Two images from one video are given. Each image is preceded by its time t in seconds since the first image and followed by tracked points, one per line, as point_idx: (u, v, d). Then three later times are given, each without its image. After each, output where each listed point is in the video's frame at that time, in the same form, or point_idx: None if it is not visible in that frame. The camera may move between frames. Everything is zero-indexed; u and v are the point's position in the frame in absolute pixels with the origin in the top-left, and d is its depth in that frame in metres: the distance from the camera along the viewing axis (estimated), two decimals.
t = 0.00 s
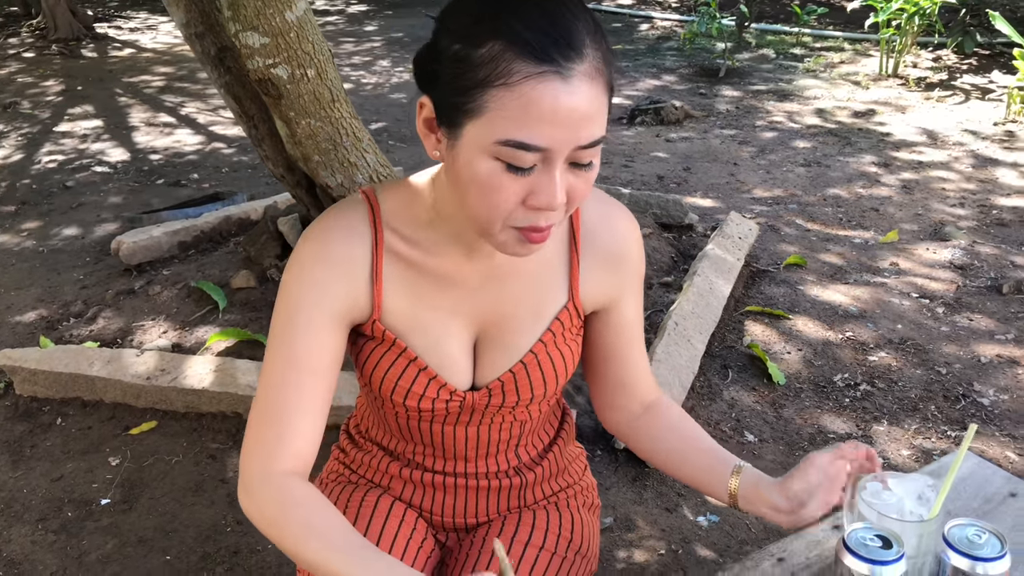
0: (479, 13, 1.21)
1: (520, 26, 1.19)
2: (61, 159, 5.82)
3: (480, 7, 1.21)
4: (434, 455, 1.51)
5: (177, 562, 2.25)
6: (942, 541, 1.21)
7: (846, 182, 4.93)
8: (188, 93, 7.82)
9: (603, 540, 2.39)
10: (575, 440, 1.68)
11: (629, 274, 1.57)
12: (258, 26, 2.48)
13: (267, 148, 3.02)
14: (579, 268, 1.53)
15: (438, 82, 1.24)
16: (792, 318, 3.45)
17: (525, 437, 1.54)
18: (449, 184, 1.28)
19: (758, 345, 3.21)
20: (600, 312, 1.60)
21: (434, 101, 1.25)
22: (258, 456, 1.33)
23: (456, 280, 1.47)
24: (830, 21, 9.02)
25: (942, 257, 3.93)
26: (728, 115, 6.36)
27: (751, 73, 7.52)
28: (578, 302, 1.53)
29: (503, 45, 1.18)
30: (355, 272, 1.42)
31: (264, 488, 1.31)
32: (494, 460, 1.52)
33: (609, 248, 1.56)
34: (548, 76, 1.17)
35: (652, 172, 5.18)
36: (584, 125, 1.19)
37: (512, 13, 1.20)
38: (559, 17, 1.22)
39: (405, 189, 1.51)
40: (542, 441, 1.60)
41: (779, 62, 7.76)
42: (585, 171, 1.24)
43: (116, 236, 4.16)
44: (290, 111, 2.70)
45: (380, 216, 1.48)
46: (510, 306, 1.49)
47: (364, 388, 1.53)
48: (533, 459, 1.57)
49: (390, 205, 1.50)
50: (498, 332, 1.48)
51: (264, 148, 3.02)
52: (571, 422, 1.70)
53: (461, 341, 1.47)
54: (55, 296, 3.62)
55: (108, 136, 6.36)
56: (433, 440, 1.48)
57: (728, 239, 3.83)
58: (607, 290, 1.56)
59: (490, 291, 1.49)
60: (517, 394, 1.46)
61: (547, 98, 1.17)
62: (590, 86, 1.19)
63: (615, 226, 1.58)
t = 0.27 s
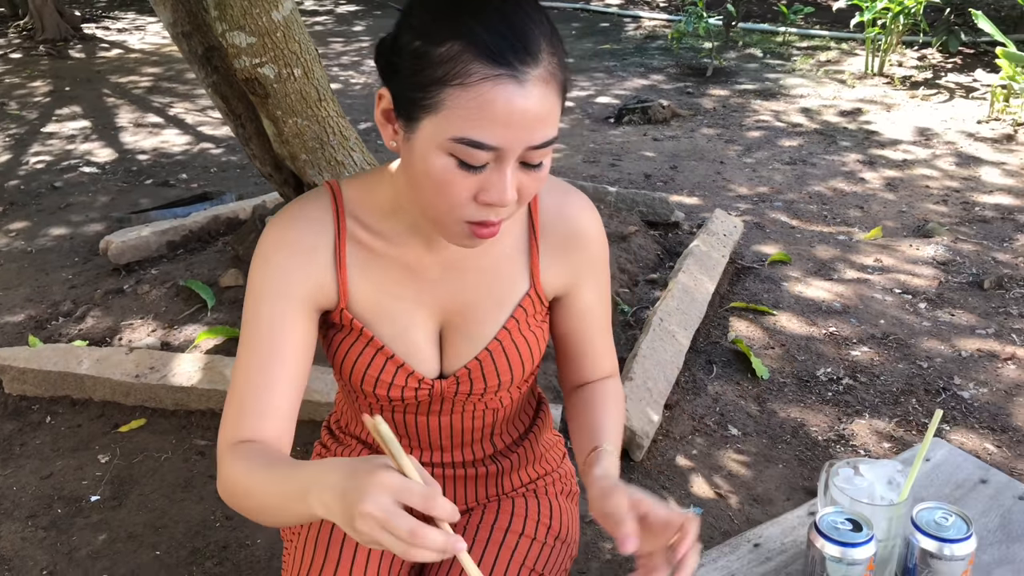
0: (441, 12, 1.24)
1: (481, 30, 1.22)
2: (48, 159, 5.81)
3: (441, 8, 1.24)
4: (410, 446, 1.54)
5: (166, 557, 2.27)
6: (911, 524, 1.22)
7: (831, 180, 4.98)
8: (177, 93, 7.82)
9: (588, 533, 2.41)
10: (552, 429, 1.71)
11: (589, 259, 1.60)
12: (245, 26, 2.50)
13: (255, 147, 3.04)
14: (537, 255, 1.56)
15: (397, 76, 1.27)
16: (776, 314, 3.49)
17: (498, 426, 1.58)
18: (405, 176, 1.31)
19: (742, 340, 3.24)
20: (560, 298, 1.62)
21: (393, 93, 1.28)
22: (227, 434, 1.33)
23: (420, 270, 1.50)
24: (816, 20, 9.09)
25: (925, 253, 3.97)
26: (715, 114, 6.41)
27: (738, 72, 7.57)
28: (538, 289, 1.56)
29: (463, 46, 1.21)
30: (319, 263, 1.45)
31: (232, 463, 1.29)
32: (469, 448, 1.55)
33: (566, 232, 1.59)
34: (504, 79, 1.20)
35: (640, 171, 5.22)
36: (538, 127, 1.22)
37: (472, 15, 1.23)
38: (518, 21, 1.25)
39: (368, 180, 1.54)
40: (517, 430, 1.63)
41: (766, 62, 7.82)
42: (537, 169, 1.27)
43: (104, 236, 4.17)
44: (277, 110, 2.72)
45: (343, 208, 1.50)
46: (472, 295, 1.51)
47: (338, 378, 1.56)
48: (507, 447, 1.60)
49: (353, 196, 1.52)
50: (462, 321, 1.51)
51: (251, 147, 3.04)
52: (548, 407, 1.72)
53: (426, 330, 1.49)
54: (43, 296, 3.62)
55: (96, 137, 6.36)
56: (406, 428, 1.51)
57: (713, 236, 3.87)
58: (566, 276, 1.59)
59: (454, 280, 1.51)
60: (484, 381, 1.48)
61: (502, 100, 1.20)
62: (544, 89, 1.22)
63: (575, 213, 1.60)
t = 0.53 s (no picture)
0: (379, 16, 1.28)
1: (416, 31, 1.26)
2: (45, 161, 5.83)
3: (379, 12, 1.28)
4: (400, 438, 1.59)
5: (167, 551, 2.30)
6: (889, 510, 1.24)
7: (822, 180, 5.04)
8: (172, 94, 7.84)
9: (581, 526, 2.45)
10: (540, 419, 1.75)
11: (556, 247, 1.59)
12: (243, 29, 2.55)
13: (252, 149, 3.08)
14: (507, 245, 1.57)
15: (344, 78, 1.32)
16: (766, 312, 3.54)
17: (485, 417, 1.62)
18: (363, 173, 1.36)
19: (733, 338, 3.29)
20: (529, 289, 1.61)
21: (341, 94, 1.33)
22: (246, 443, 1.37)
23: (394, 264, 1.53)
24: (808, 21, 9.16)
25: (914, 252, 4.02)
26: (707, 115, 6.47)
27: (731, 73, 7.63)
28: (509, 279, 1.57)
29: (398, 46, 1.25)
30: (299, 260, 1.49)
31: (257, 474, 1.33)
32: (459, 438, 1.61)
33: (535, 221, 1.59)
34: (438, 75, 1.24)
35: (633, 171, 5.27)
36: (477, 119, 1.26)
37: (407, 17, 1.27)
38: (452, 20, 1.29)
39: (340, 179, 1.57)
40: (506, 420, 1.67)
41: (758, 63, 7.89)
42: (483, 160, 1.31)
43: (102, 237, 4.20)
44: (274, 112, 2.77)
45: (318, 207, 1.54)
46: (446, 288, 1.54)
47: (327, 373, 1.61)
48: (496, 437, 1.65)
49: (326, 194, 1.56)
50: (437, 313, 1.54)
51: (249, 149, 3.08)
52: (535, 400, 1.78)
53: (405, 322, 1.53)
54: (43, 296, 3.66)
55: (92, 138, 6.38)
56: (394, 420, 1.56)
57: (704, 236, 3.92)
58: (532, 263, 1.58)
59: (427, 273, 1.54)
60: (466, 371, 1.52)
61: (437, 95, 1.24)
62: (480, 83, 1.26)
63: (543, 202, 1.61)
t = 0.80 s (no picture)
0: (384, 9, 1.31)
1: (421, 23, 1.29)
2: (45, 159, 5.85)
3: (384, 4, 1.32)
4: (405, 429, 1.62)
5: (171, 543, 2.33)
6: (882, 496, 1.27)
7: (819, 178, 5.08)
8: (171, 93, 7.85)
9: (581, 518, 2.49)
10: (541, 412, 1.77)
11: (559, 240, 1.62)
12: (245, 27, 2.58)
13: (254, 146, 3.11)
14: (511, 238, 1.60)
15: (348, 71, 1.35)
16: (763, 308, 3.57)
17: (488, 408, 1.65)
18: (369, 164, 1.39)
19: (730, 334, 3.33)
20: (534, 285, 1.64)
21: (347, 86, 1.36)
22: (236, 411, 1.46)
23: (399, 255, 1.57)
24: (805, 21, 9.19)
25: (910, 250, 4.05)
26: (705, 113, 6.50)
27: (728, 72, 7.66)
28: (514, 272, 1.60)
29: (400, 36, 1.29)
30: (302, 252, 1.55)
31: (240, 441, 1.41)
32: (461, 429, 1.63)
33: (537, 216, 1.62)
34: (441, 62, 1.27)
35: (631, 170, 5.30)
36: (478, 106, 1.29)
37: (412, 10, 1.30)
38: (455, 12, 1.32)
39: (347, 174, 1.61)
40: (508, 412, 1.70)
41: (755, 61, 7.92)
42: (485, 146, 1.34)
43: (103, 234, 4.23)
44: (276, 109, 2.79)
45: (324, 201, 1.59)
46: (451, 279, 1.57)
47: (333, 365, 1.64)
48: (499, 428, 1.68)
49: (333, 189, 1.61)
50: (441, 304, 1.57)
51: (251, 146, 3.10)
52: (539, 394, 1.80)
53: (408, 314, 1.56)
54: (45, 293, 3.68)
55: (92, 136, 6.40)
56: (397, 410, 1.58)
57: (702, 233, 3.96)
58: (536, 258, 1.62)
59: (431, 265, 1.57)
60: (468, 362, 1.55)
61: (440, 82, 1.27)
62: (481, 69, 1.29)
63: (546, 196, 1.64)
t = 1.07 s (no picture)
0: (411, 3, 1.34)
1: (449, 16, 1.32)
2: (50, 158, 5.88)
3: None
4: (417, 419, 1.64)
5: (181, 538, 2.36)
6: (886, 489, 1.29)
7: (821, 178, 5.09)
8: (175, 92, 7.88)
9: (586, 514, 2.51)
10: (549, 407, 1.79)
11: (574, 233, 1.68)
12: (254, 28, 2.60)
13: (261, 146, 3.13)
14: (527, 230, 1.64)
15: (376, 64, 1.38)
16: (765, 307, 3.60)
17: (497, 400, 1.68)
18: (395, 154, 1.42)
19: (734, 332, 3.35)
20: (548, 275, 1.70)
21: (375, 79, 1.38)
22: (262, 396, 1.51)
23: (418, 245, 1.59)
24: (807, 20, 9.21)
25: (912, 249, 4.07)
26: (707, 113, 6.52)
27: (730, 71, 7.68)
28: (529, 262, 1.64)
29: (429, 29, 1.31)
30: (324, 240, 1.57)
31: (269, 419, 1.48)
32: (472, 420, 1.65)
33: (553, 210, 1.67)
34: (469, 54, 1.30)
35: (634, 169, 5.32)
36: (504, 96, 1.32)
37: (439, 4, 1.33)
38: (481, 5, 1.35)
39: (367, 165, 1.64)
40: (517, 406, 1.73)
41: (757, 61, 7.94)
42: (509, 136, 1.37)
43: (110, 233, 4.25)
44: (283, 109, 2.81)
45: (346, 190, 1.62)
46: (468, 268, 1.60)
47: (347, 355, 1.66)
48: (508, 421, 1.71)
49: (354, 180, 1.63)
50: (458, 292, 1.60)
51: (257, 145, 3.12)
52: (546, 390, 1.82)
53: (426, 302, 1.59)
54: (53, 291, 3.71)
55: (96, 136, 6.43)
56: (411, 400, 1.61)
57: (705, 231, 3.98)
58: (552, 250, 1.67)
59: (450, 254, 1.60)
60: (483, 351, 1.57)
61: (468, 73, 1.30)
62: (507, 59, 1.32)
63: (561, 190, 1.69)
